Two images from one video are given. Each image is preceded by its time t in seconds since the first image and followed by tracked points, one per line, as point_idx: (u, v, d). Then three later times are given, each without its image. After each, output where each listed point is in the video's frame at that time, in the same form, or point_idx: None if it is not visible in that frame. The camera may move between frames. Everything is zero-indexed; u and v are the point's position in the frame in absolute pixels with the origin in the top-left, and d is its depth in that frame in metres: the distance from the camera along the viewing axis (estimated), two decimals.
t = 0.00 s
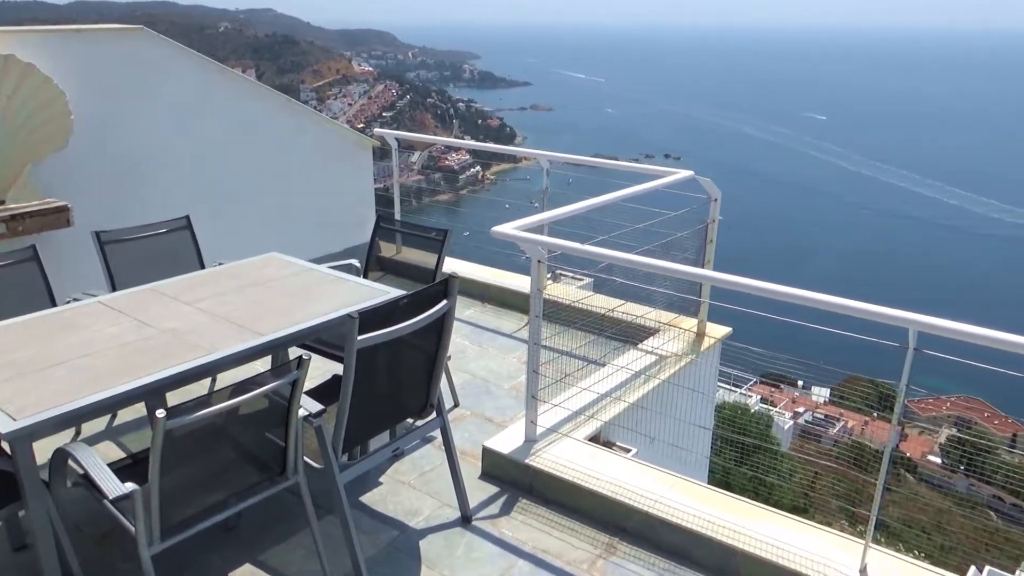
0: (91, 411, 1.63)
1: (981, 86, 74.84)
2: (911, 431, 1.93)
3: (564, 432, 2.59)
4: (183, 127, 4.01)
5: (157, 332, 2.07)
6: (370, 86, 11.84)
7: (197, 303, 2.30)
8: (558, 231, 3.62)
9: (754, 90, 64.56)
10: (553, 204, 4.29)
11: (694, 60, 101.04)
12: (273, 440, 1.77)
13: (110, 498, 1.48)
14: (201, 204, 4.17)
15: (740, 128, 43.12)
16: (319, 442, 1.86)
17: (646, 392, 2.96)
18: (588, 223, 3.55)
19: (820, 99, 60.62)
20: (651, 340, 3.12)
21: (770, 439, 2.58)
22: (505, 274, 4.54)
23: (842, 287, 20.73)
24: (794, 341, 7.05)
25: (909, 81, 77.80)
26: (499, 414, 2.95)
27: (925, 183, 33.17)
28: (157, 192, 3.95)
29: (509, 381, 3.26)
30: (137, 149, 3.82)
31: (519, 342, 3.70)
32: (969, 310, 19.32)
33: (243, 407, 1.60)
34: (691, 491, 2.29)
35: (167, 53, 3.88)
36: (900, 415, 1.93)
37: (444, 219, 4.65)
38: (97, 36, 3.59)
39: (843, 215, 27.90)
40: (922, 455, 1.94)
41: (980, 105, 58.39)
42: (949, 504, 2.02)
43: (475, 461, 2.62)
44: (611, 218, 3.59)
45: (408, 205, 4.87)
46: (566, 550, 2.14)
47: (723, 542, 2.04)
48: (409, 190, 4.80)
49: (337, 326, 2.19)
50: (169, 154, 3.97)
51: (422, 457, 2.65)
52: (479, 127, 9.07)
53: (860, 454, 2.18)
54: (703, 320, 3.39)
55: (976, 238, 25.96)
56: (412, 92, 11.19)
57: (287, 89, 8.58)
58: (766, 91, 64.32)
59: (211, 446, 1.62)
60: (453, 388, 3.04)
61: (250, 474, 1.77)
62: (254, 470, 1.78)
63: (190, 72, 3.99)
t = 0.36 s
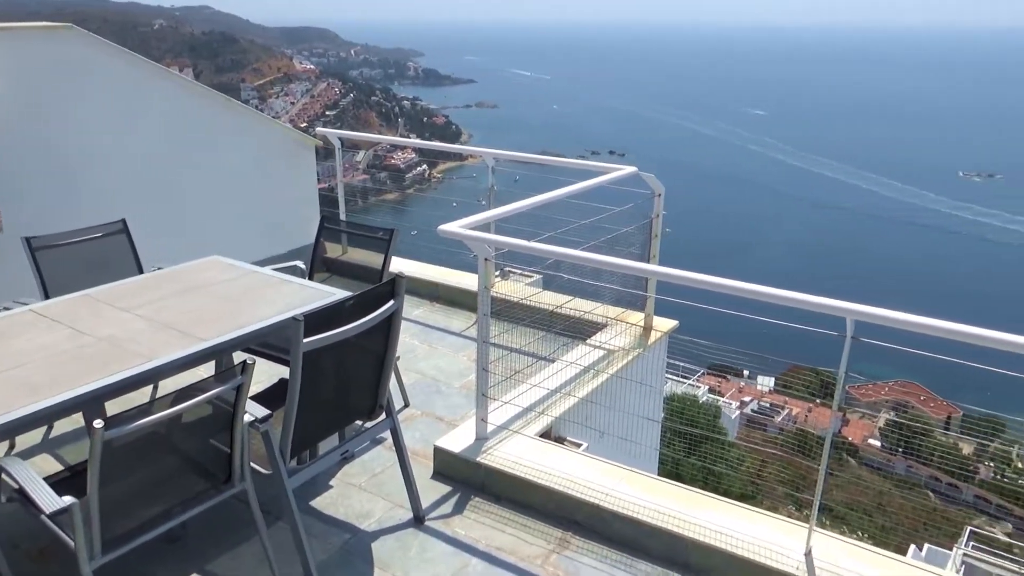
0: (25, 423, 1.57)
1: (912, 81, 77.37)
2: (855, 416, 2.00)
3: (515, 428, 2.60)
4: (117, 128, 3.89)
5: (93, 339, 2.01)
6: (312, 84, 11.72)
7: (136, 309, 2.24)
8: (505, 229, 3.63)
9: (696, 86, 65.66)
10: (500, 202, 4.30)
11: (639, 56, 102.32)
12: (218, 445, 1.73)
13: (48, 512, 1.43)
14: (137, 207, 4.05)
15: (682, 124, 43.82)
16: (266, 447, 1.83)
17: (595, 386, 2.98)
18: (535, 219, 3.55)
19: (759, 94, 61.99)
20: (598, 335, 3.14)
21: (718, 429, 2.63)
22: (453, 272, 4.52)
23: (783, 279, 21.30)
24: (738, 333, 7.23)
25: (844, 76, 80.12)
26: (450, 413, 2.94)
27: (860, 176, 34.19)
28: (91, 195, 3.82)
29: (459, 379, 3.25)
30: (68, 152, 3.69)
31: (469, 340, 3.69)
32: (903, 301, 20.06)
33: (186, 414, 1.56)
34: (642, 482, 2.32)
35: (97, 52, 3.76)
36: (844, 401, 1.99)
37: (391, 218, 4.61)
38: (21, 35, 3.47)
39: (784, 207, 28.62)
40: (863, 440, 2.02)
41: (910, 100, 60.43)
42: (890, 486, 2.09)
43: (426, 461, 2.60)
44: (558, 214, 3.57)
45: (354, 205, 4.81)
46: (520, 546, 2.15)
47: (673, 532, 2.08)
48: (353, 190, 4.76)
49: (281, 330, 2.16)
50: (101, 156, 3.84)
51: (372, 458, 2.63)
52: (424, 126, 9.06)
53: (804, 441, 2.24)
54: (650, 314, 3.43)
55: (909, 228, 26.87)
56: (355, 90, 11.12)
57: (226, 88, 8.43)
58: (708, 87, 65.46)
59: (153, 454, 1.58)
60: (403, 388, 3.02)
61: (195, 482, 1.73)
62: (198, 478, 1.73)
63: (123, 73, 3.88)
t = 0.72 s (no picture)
0: None
1: (846, 77, 79.72)
2: (797, 404, 2.05)
3: (466, 427, 2.60)
4: (48, 130, 3.76)
5: (25, 349, 1.94)
6: (252, 84, 11.57)
7: (70, 317, 2.17)
8: (451, 228, 3.62)
9: (638, 84, 66.50)
10: (445, 201, 4.29)
11: (582, 54, 103.19)
12: (161, 454, 1.68)
13: None
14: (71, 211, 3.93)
15: (625, 121, 44.33)
16: (211, 454, 1.79)
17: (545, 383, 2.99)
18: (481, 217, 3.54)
19: (700, 91, 63.14)
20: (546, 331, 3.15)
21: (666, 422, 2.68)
22: (401, 272, 4.49)
23: (727, 274, 21.78)
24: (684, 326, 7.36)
25: (781, 73, 82.16)
26: (400, 414, 2.92)
27: (799, 170, 35.06)
28: (21, 200, 3.70)
29: (409, 380, 3.24)
30: None
31: (417, 340, 3.68)
32: (841, 294, 20.71)
33: (127, 422, 1.52)
34: (592, 475, 2.35)
35: (26, 52, 3.63)
36: (785, 389, 2.04)
37: (337, 220, 4.56)
38: None
39: (726, 202, 29.22)
40: (807, 427, 2.08)
41: (845, 96, 62.27)
42: (832, 472, 2.15)
43: (376, 462, 2.58)
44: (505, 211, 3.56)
45: (299, 207, 4.74)
46: (473, 545, 2.15)
47: (624, 523, 2.11)
48: (296, 191, 4.70)
49: (225, 333, 2.11)
50: (31, 159, 3.71)
51: (322, 462, 2.60)
52: (367, 126, 9.04)
53: (750, 431, 2.30)
54: (597, 310, 3.46)
55: (845, 221, 27.66)
56: (297, 90, 11.01)
57: (163, 89, 8.26)
58: (650, 85, 66.35)
59: (92, 466, 1.53)
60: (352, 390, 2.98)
61: (137, 494, 1.69)
62: (140, 489, 1.69)
63: (54, 72, 3.75)
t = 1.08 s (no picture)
0: None
1: (783, 75, 81.59)
2: (743, 396, 2.10)
3: (416, 428, 2.59)
4: None
5: None
6: (190, 85, 11.40)
7: None
8: (396, 228, 3.61)
9: (582, 83, 67.15)
10: (392, 202, 4.27)
11: (527, 53, 103.78)
12: (100, 467, 1.63)
13: None
14: None
15: (570, 120, 44.65)
16: (154, 465, 1.75)
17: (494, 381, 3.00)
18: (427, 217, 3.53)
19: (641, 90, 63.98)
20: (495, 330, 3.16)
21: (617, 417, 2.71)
22: (348, 273, 4.45)
23: (672, 270, 22.25)
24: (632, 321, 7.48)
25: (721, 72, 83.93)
26: (349, 417, 2.90)
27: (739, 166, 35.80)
28: None
29: (358, 383, 3.21)
30: None
31: (365, 342, 3.65)
32: (781, 288, 21.33)
33: (63, 435, 1.47)
34: (543, 473, 2.36)
35: None
36: (731, 381, 2.08)
37: (282, 222, 4.49)
38: None
39: (670, 198, 29.74)
40: (752, 417, 2.14)
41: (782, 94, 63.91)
42: (779, 462, 2.21)
43: (325, 467, 2.55)
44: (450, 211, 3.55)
45: (241, 210, 4.66)
46: (425, 546, 2.14)
47: (574, 518, 2.12)
48: (239, 195, 4.61)
49: (165, 340, 2.06)
50: None
51: (269, 468, 2.56)
52: (310, 126, 9.01)
53: (698, 424, 2.35)
54: (545, 307, 3.49)
55: (785, 216, 28.35)
56: (236, 91, 10.90)
57: (96, 91, 8.08)
58: (594, 83, 67.06)
59: (29, 482, 1.48)
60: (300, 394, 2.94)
61: (77, 507, 1.63)
62: (80, 502, 1.64)
63: None
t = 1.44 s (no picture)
0: None
1: (725, 74, 83.00)
2: (691, 390, 2.14)
3: (365, 432, 2.58)
4: None
5: None
6: (126, 86, 11.21)
7: None
8: (341, 230, 3.57)
9: (527, 82, 67.38)
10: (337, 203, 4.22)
11: (472, 53, 103.78)
12: (36, 481, 1.58)
13: None
14: None
15: (516, 120, 44.75)
16: (93, 477, 1.70)
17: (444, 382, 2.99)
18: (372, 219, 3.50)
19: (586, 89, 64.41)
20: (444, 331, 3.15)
21: (568, 414, 2.74)
22: (293, 277, 4.38)
23: (620, 269, 22.50)
24: (582, 320, 7.54)
25: (664, 71, 85.12)
26: (296, 422, 2.86)
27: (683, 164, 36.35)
28: None
29: (305, 387, 3.17)
30: None
31: (312, 346, 3.60)
32: (727, 286, 21.79)
33: None
34: (495, 471, 2.36)
35: None
36: (677, 375, 2.13)
37: (223, 226, 4.41)
38: None
39: (617, 197, 30.08)
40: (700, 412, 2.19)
41: (723, 92, 65.10)
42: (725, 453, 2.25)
43: (273, 473, 2.52)
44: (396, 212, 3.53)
45: (182, 214, 4.54)
46: (376, 550, 2.13)
47: (525, 515, 2.14)
48: (180, 199, 4.50)
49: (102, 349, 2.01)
50: None
51: (214, 476, 2.51)
52: (252, 127, 8.97)
53: (647, 419, 2.39)
54: (495, 306, 3.49)
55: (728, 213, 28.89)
56: (175, 92, 10.78)
57: (27, 93, 7.90)
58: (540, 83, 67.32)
59: None
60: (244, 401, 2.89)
61: (12, 524, 1.58)
62: (15, 518, 1.58)
63: None
